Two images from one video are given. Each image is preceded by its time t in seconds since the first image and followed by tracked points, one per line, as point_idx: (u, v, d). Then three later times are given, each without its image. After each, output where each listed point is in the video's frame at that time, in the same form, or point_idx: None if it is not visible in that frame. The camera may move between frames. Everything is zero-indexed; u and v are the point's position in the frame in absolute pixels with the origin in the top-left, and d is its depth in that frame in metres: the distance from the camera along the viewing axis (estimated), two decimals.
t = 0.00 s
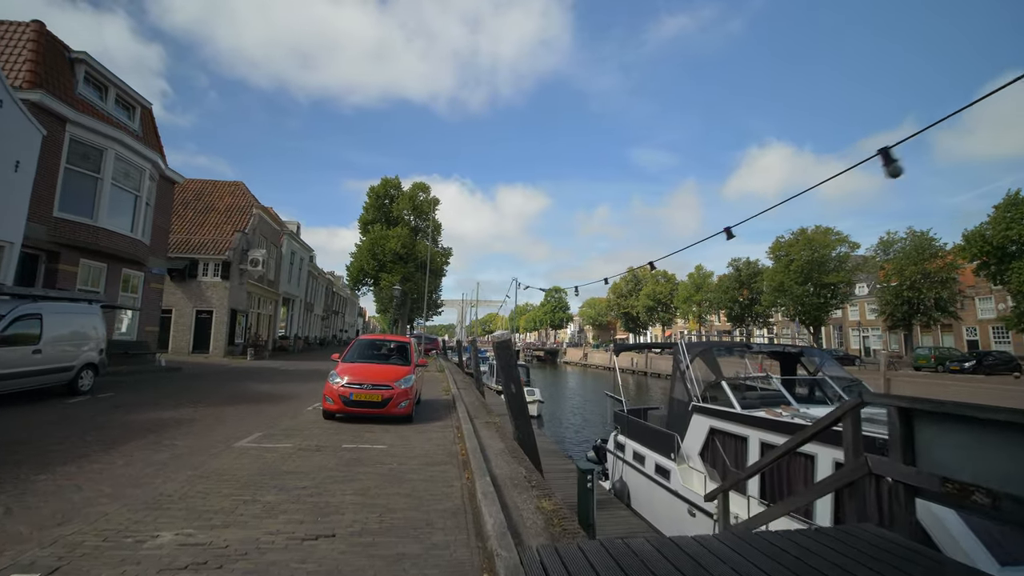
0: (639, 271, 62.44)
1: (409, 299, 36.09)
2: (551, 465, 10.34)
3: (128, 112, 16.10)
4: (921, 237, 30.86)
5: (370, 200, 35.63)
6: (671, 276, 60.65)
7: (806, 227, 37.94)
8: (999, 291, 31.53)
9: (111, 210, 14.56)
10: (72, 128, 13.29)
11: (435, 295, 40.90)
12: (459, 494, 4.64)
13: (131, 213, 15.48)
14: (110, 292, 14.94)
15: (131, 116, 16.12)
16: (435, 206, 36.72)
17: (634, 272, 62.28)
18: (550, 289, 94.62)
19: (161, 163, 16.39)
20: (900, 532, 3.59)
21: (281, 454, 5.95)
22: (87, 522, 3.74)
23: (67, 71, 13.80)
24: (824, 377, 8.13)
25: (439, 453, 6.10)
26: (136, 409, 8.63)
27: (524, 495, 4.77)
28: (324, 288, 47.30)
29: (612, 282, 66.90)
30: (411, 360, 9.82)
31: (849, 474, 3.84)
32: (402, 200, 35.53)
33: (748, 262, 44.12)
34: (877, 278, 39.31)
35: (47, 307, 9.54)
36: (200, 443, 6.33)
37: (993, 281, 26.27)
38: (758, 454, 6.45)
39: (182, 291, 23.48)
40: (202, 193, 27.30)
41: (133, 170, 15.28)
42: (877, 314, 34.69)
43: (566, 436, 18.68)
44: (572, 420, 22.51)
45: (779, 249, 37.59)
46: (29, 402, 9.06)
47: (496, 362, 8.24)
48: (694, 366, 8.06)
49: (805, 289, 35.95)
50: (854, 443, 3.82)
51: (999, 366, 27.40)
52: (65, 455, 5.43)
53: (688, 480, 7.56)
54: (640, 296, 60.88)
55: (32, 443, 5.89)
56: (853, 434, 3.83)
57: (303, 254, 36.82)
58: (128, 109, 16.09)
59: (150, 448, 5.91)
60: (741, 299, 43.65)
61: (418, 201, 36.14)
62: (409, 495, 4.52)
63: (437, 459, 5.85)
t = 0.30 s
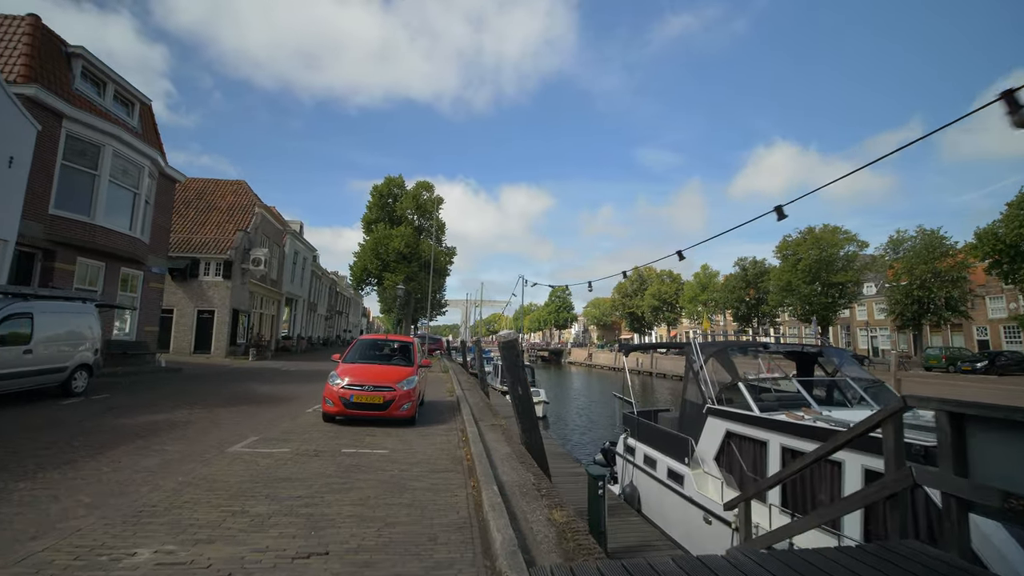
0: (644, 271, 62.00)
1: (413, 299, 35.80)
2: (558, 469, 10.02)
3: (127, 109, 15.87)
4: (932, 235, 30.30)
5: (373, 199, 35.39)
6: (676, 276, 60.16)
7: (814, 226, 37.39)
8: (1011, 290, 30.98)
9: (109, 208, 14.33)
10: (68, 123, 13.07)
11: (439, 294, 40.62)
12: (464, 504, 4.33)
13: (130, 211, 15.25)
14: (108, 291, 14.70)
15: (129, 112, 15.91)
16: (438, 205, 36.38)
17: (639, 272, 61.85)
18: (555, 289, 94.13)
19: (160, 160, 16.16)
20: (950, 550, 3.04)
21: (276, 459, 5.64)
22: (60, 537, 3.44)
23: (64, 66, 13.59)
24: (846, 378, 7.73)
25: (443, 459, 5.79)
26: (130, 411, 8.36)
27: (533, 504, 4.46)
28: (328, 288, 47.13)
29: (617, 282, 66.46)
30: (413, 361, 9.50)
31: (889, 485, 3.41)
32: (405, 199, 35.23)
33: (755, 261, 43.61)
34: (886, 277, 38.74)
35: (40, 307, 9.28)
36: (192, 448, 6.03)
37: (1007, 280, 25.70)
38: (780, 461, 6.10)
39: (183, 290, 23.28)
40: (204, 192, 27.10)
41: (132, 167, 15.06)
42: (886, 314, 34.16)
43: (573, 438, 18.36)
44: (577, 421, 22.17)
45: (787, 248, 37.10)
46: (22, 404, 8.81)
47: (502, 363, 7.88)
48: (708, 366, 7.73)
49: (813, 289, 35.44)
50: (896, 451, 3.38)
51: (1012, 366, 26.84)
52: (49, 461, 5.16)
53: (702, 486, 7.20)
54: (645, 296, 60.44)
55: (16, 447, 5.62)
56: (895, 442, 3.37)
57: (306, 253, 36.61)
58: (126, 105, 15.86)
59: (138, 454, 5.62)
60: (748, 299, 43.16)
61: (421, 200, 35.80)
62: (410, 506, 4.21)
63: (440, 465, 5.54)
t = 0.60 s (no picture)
0: (648, 271, 61.57)
1: (416, 299, 35.52)
2: (566, 473, 9.68)
3: (126, 105, 15.62)
4: (942, 233, 29.74)
5: (377, 198, 35.15)
6: (681, 276, 59.72)
7: (822, 225, 36.83)
8: None
9: (106, 205, 14.07)
10: (64, 118, 12.82)
11: (442, 294, 40.34)
12: (470, 518, 3.99)
13: (128, 209, 14.99)
14: (105, 289, 14.44)
15: (128, 109, 15.65)
16: (442, 204, 36.09)
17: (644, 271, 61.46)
18: (558, 289, 93.74)
19: (160, 157, 15.90)
20: None
21: (270, 466, 5.32)
22: (26, 556, 3.12)
23: (60, 61, 13.34)
24: (870, 380, 7.32)
25: (447, 466, 5.47)
26: (123, 413, 8.07)
27: (545, 517, 4.13)
28: (332, 288, 46.91)
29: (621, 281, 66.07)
30: (416, 361, 9.18)
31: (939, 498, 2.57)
32: (408, 198, 34.95)
33: (761, 260, 43.13)
34: (894, 276, 38.20)
35: (31, 306, 9.00)
36: (183, 453, 5.72)
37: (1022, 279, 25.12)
38: (803, 469, 5.74)
39: (184, 289, 23.04)
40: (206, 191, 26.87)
41: (130, 164, 14.82)
42: (895, 314, 33.65)
43: (580, 439, 18.02)
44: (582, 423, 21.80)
45: (794, 247, 36.61)
46: (12, 406, 8.53)
47: (508, 365, 7.45)
48: (724, 367, 7.38)
49: (821, 288, 34.94)
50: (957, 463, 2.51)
51: None
52: (30, 468, 4.86)
53: (718, 494, 6.81)
54: (650, 296, 60.04)
55: None
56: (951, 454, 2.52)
57: (309, 253, 36.41)
58: (125, 101, 15.62)
59: (125, 460, 5.31)
60: (755, 298, 42.70)
61: (425, 198, 35.49)
62: (412, 520, 3.89)
63: (444, 472, 5.21)
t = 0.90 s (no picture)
0: (653, 270, 61.11)
1: (420, 298, 35.24)
2: (573, 478, 9.33)
3: (124, 101, 15.37)
4: (953, 231, 29.22)
5: (379, 197, 34.88)
6: (686, 275, 59.23)
7: (830, 223, 36.29)
8: None
9: (103, 202, 13.81)
10: (59, 113, 12.57)
11: (446, 293, 40.03)
12: (475, 533, 3.66)
13: (125, 206, 14.73)
14: (102, 288, 14.18)
15: (126, 105, 15.39)
16: (445, 202, 35.79)
17: (648, 271, 60.99)
18: (562, 289, 93.35)
19: (158, 154, 15.66)
20: None
21: (262, 473, 5.00)
22: None
23: (56, 55, 13.09)
24: (894, 381, 6.96)
25: (450, 473, 5.14)
26: (114, 415, 7.77)
27: (557, 532, 3.80)
28: (334, 287, 46.67)
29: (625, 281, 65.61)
30: (418, 361, 8.86)
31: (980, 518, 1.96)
32: (411, 196, 34.66)
33: (768, 259, 42.65)
34: (903, 275, 37.66)
35: (21, 305, 8.74)
36: (172, 459, 5.40)
37: None
38: (831, 476, 5.37)
39: (184, 289, 22.80)
40: (207, 189, 26.63)
41: (128, 161, 14.57)
42: (904, 313, 33.15)
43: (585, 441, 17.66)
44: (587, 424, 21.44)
45: (801, 246, 36.12)
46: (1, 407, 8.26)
47: (515, 365, 7.21)
48: (740, 368, 7.02)
49: (829, 287, 34.43)
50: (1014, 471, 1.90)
51: None
52: (6, 476, 4.56)
53: (736, 502, 6.44)
54: (655, 296, 59.58)
55: None
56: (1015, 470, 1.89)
57: (312, 252, 36.18)
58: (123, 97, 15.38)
59: (110, 467, 5.00)
60: (761, 298, 42.22)
61: (428, 197, 35.20)
62: (412, 536, 3.56)
63: (446, 480, 4.88)
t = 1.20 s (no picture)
0: (658, 270, 60.65)
1: (423, 298, 34.96)
2: (582, 483, 9.02)
3: (123, 98, 15.12)
4: (965, 230, 28.69)
5: (383, 196, 34.63)
6: (692, 275, 58.74)
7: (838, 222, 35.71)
8: None
9: (101, 200, 13.56)
10: (56, 109, 12.32)
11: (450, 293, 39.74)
12: (484, 555, 3.33)
13: (125, 205, 14.48)
14: (100, 288, 13.93)
15: (125, 102, 15.13)
16: (449, 201, 35.51)
17: (653, 271, 60.52)
18: (566, 289, 92.98)
19: (158, 152, 15.42)
20: None
21: (256, 482, 4.69)
22: None
23: (54, 51, 12.85)
24: (924, 383, 6.60)
25: (457, 483, 4.83)
26: (107, 419, 7.49)
27: (574, 552, 3.48)
28: (338, 287, 46.45)
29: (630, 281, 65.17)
30: (422, 363, 8.56)
31: None
32: (415, 196, 34.39)
33: (775, 259, 42.17)
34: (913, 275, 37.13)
35: (15, 303, 8.47)
36: (162, 467, 5.10)
37: None
38: (863, 486, 5.00)
39: (187, 289, 22.58)
40: (210, 188, 26.39)
41: (127, 158, 14.31)
42: (914, 314, 32.65)
43: (592, 444, 17.34)
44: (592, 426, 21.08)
45: (809, 245, 35.62)
46: None
47: (522, 367, 6.90)
48: (760, 370, 6.66)
49: (837, 287, 33.96)
50: None
51: None
52: None
53: (756, 511, 6.08)
54: (660, 296, 59.10)
55: None
56: None
57: (315, 252, 35.95)
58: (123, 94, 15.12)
59: (95, 475, 4.70)
60: (768, 298, 41.77)
61: (431, 196, 34.93)
62: (414, 557, 3.23)
63: (452, 492, 4.56)
